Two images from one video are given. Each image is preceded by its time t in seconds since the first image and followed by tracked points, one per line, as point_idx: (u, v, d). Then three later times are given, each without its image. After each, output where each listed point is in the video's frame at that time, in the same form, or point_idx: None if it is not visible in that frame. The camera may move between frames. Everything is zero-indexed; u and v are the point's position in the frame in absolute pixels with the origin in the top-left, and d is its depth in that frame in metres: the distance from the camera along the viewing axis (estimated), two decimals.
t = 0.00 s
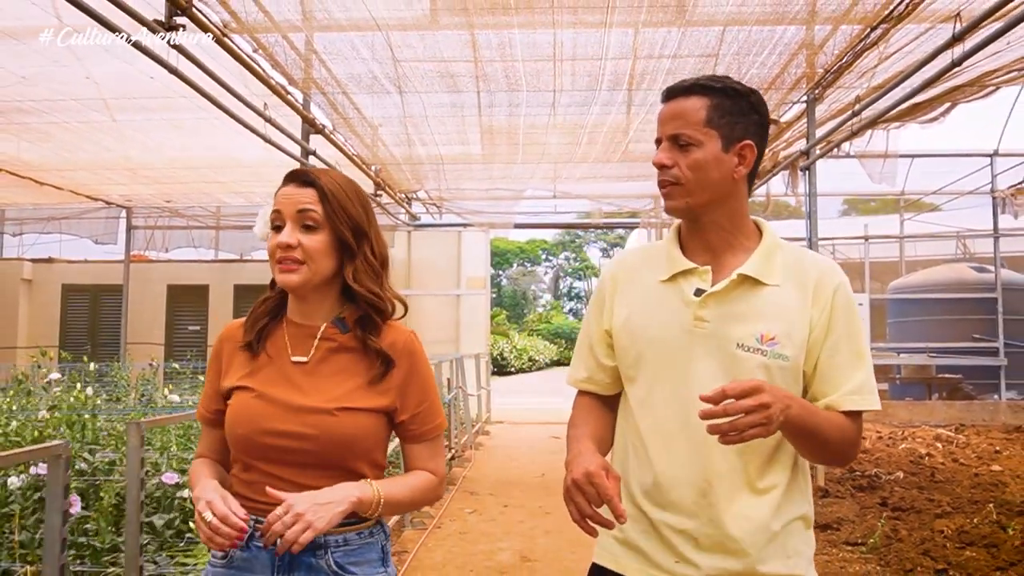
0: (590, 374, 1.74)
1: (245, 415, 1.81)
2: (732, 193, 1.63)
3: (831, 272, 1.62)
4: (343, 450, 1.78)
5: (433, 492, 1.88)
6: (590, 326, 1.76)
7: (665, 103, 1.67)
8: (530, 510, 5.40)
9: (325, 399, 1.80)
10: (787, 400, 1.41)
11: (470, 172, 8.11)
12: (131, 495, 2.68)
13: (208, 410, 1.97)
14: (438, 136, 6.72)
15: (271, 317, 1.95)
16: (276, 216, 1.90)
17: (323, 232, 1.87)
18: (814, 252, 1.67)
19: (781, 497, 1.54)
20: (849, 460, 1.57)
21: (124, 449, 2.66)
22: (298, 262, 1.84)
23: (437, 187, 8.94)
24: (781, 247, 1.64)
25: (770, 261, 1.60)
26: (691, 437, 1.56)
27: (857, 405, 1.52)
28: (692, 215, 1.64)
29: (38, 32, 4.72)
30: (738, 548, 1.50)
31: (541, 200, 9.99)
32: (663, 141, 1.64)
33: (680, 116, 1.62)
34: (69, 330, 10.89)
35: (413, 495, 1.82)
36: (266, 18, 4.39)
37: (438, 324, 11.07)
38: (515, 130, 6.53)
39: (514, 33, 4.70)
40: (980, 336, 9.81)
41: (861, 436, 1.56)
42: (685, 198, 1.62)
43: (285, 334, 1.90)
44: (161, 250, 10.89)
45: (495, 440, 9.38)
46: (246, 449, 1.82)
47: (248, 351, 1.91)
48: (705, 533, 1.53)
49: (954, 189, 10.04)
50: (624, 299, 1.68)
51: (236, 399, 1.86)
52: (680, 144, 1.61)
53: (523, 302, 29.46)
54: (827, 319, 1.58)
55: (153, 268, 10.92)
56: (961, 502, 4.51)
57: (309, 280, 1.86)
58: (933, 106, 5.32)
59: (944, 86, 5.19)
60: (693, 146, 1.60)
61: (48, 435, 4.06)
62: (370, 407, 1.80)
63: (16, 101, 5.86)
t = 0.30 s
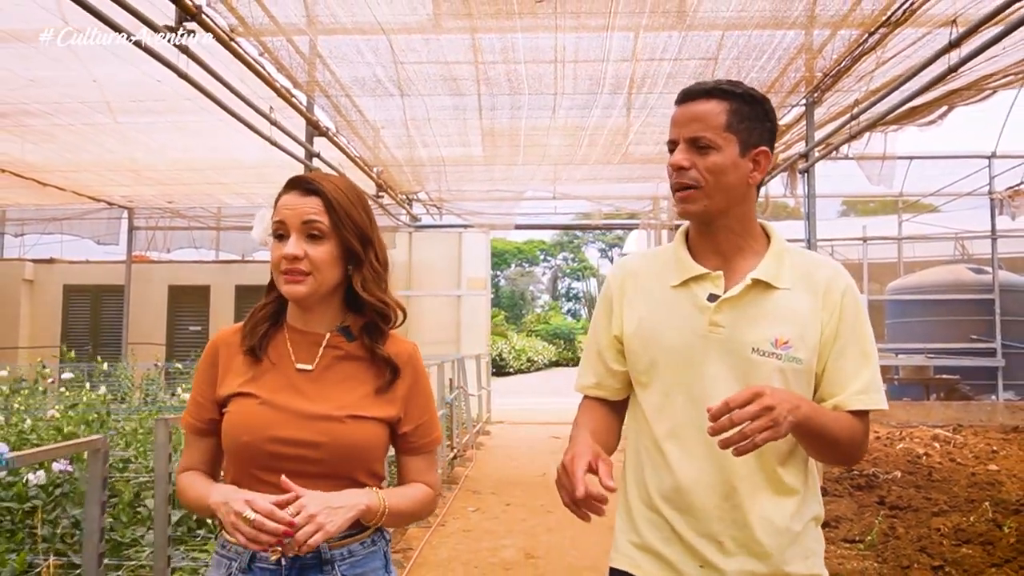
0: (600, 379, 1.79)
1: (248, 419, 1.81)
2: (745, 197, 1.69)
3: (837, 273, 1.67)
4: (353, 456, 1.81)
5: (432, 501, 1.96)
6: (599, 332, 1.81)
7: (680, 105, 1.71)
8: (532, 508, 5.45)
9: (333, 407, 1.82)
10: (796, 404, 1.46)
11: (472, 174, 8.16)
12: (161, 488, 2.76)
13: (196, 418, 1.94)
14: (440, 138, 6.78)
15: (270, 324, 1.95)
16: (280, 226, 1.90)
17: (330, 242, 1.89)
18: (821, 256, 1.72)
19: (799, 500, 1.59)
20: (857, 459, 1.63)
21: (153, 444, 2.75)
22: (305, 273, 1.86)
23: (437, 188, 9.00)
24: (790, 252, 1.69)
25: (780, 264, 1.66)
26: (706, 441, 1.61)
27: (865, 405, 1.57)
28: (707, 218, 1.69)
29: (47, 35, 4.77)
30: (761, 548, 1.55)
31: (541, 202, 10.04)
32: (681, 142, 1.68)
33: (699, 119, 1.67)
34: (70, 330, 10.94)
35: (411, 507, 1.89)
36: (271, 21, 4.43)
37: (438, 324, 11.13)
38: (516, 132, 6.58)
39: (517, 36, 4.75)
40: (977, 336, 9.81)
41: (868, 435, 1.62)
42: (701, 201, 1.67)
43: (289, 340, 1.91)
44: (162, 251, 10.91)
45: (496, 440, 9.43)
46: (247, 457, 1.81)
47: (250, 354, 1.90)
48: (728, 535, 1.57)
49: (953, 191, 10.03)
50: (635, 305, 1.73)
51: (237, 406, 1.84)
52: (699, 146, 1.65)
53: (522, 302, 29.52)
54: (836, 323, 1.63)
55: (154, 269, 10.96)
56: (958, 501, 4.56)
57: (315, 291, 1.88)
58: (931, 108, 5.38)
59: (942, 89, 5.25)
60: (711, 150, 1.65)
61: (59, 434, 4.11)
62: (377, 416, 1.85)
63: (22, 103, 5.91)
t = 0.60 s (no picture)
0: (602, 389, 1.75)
1: (242, 407, 1.79)
2: (743, 198, 1.73)
3: (832, 270, 1.75)
4: (349, 443, 1.80)
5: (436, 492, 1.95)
6: (593, 340, 1.77)
7: (679, 102, 1.73)
8: (533, 506, 5.52)
9: (324, 394, 1.81)
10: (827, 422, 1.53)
11: (472, 175, 8.24)
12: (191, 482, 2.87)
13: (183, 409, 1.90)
14: (441, 140, 6.84)
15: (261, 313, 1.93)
16: (274, 210, 1.88)
17: (327, 227, 1.88)
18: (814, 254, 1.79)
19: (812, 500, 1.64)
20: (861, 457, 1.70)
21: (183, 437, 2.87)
22: (303, 258, 1.84)
23: (438, 189, 9.07)
24: (788, 253, 1.75)
25: (781, 267, 1.71)
26: (723, 449, 1.61)
27: (876, 409, 1.65)
28: (710, 218, 1.71)
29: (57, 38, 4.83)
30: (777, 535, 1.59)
31: (540, 203, 10.12)
32: (685, 139, 1.69)
33: (702, 117, 1.68)
34: (72, 330, 11.00)
35: (413, 498, 1.86)
36: (277, 24, 4.48)
37: (438, 325, 11.20)
38: (517, 134, 6.64)
39: (519, 39, 4.81)
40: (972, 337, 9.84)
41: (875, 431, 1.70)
42: (707, 202, 1.69)
43: (283, 327, 1.90)
44: (164, 251, 10.82)
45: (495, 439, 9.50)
46: (242, 444, 1.79)
47: (242, 341, 1.88)
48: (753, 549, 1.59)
49: (949, 194, 10.11)
50: (636, 310, 1.71)
51: (230, 395, 1.82)
52: (704, 145, 1.67)
53: (518, 302, 29.60)
54: (842, 328, 1.70)
55: (155, 269, 11.01)
56: (953, 498, 4.64)
57: (311, 277, 1.86)
58: (927, 112, 5.46)
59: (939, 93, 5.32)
60: (716, 148, 1.67)
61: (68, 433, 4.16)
62: (376, 400, 1.84)
63: (30, 105, 5.98)
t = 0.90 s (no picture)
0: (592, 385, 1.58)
1: (231, 412, 1.71)
2: (736, 178, 1.63)
3: (831, 257, 1.68)
4: (348, 449, 1.71)
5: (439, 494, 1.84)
6: (583, 330, 1.60)
7: (667, 81, 1.64)
8: (534, 504, 5.57)
9: (314, 396, 1.71)
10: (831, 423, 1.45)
11: (469, 176, 8.30)
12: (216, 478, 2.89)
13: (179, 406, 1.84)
14: (441, 141, 6.89)
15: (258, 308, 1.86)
16: (265, 202, 1.78)
17: (320, 220, 1.78)
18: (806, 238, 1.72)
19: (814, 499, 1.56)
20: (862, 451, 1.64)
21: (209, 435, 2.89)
22: (291, 254, 1.74)
23: (436, 190, 9.13)
24: (784, 236, 1.67)
25: (779, 250, 1.62)
26: (724, 445, 1.50)
27: (879, 396, 1.60)
28: (703, 201, 1.61)
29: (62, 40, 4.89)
30: (770, 528, 1.49)
31: (537, 204, 10.18)
32: (675, 117, 1.60)
33: (692, 94, 1.60)
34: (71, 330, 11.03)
35: (412, 500, 1.75)
36: (280, 26, 4.52)
37: (437, 324, 11.26)
38: (516, 134, 6.67)
39: (519, 42, 4.86)
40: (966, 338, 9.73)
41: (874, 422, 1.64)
42: (700, 181, 1.59)
43: (279, 323, 1.82)
44: (163, 252, 10.84)
45: (494, 438, 9.55)
46: (234, 448, 1.70)
47: (237, 338, 1.81)
48: (750, 549, 1.49)
49: (943, 195, 10.11)
50: (628, 299, 1.58)
51: (223, 394, 1.74)
52: (693, 123, 1.59)
53: (514, 303, 29.67)
54: (840, 317, 1.64)
55: (155, 269, 11.07)
56: (947, 496, 4.71)
57: (301, 273, 1.77)
58: (921, 114, 5.53)
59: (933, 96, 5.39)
60: (707, 126, 1.58)
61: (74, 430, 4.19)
62: (368, 402, 1.73)
63: (34, 107, 6.04)
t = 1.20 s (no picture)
0: (575, 387, 1.65)
1: (217, 421, 1.67)
2: (727, 176, 1.60)
3: (830, 257, 1.63)
4: (325, 459, 1.61)
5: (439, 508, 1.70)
6: (571, 334, 1.66)
7: (658, 74, 1.61)
8: (532, 501, 5.62)
9: (299, 403, 1.63)
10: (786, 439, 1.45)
11: (467, 177, 8.35)
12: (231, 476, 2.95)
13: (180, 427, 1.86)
14: (439, 143, 6.95)
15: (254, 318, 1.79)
16: (245, 217, 1.68)
17: (298, 232, 1.66)
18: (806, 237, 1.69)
19: (804, 504, 1.57)
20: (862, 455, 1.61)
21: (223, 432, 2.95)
22: (271, 267, 1.66)
23: (434, 191, 9.19)
24: (777, 236, 1.64)
25: (768, 252, 1.59)
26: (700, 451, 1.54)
27: (873, 401, 1.56)
28: (691, 201, 1.59)
29: (66, 44, 4.95)
30: (752, 537, 1.51)
31: (534, 205, 10.23)
32: (662, 113, 1.57)
33: (680, 88, 1.57)
34: (71, 331, 11.08)
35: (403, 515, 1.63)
36: (280, 31, 4.56)
37: (435, 325, 11.32)
38: (513, 136, 6.71)
39: (516, 45, 4.90)
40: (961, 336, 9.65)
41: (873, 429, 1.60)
42: (683, 178, 1.56)
43: (268, 333, 1.74)
44: (161, 252, 10.89)
45: (491, 437, 9.61)
46: (220, 458, 1.66)
47: (230, 350, 1.76)
48: (726, 557, 1.52)
49: (938, 195, 10.15)
50: (611, 302, 1.62)
51: (213, 405, 1.70)
52: (680, 119, 1.55)
53: (511, 303, 29.73)
54: (832, 318, 1.59)
55: (154, 270, 11.11)
56: (938, 493, 4.79)
57: (281, 289, 1.68)
58: (914, 117, 5.59)
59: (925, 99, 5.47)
60: (694, 122, 1.55)
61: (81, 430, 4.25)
62: (351, 411, 1.63)
63: (37, 110, 6.11)
